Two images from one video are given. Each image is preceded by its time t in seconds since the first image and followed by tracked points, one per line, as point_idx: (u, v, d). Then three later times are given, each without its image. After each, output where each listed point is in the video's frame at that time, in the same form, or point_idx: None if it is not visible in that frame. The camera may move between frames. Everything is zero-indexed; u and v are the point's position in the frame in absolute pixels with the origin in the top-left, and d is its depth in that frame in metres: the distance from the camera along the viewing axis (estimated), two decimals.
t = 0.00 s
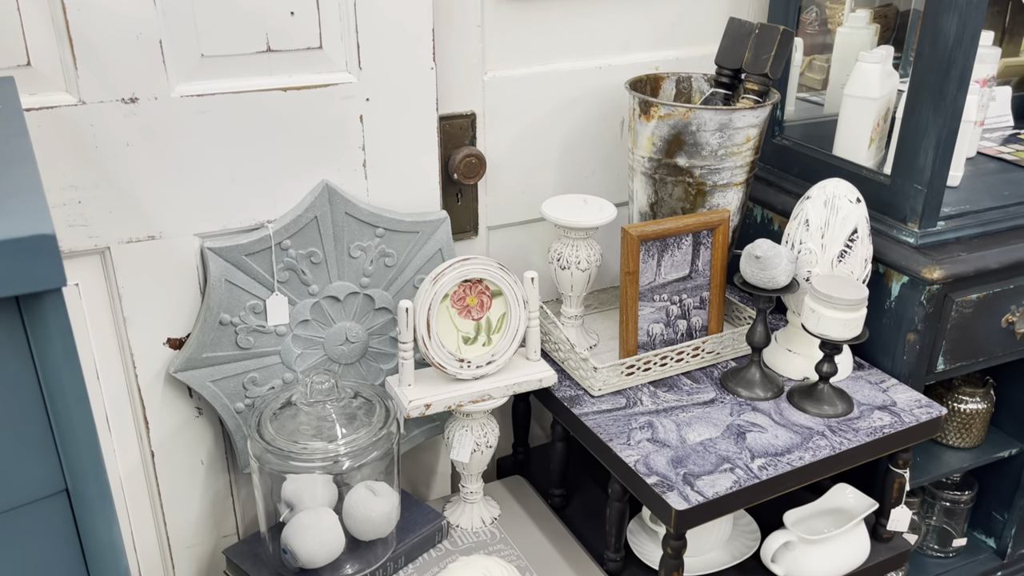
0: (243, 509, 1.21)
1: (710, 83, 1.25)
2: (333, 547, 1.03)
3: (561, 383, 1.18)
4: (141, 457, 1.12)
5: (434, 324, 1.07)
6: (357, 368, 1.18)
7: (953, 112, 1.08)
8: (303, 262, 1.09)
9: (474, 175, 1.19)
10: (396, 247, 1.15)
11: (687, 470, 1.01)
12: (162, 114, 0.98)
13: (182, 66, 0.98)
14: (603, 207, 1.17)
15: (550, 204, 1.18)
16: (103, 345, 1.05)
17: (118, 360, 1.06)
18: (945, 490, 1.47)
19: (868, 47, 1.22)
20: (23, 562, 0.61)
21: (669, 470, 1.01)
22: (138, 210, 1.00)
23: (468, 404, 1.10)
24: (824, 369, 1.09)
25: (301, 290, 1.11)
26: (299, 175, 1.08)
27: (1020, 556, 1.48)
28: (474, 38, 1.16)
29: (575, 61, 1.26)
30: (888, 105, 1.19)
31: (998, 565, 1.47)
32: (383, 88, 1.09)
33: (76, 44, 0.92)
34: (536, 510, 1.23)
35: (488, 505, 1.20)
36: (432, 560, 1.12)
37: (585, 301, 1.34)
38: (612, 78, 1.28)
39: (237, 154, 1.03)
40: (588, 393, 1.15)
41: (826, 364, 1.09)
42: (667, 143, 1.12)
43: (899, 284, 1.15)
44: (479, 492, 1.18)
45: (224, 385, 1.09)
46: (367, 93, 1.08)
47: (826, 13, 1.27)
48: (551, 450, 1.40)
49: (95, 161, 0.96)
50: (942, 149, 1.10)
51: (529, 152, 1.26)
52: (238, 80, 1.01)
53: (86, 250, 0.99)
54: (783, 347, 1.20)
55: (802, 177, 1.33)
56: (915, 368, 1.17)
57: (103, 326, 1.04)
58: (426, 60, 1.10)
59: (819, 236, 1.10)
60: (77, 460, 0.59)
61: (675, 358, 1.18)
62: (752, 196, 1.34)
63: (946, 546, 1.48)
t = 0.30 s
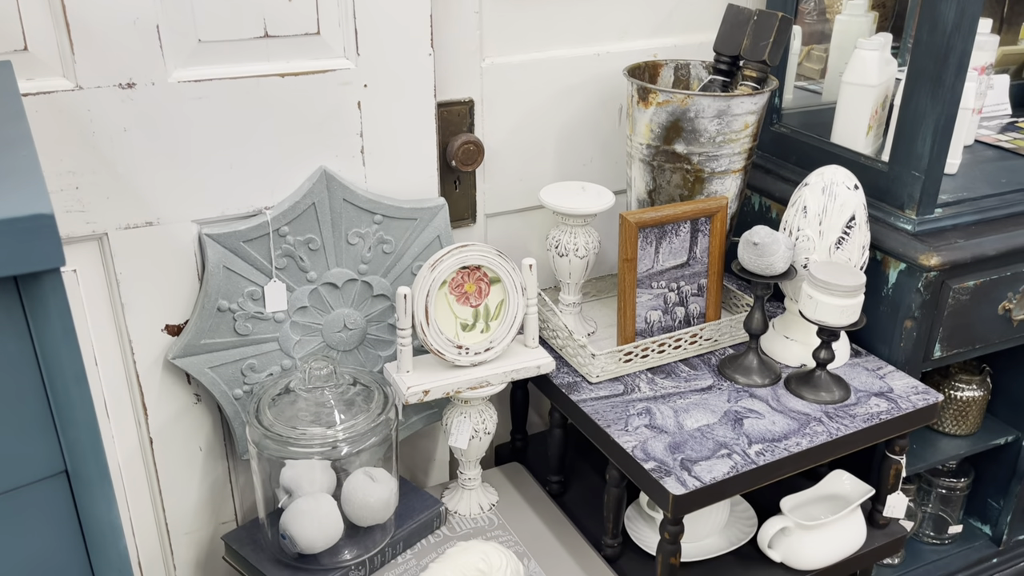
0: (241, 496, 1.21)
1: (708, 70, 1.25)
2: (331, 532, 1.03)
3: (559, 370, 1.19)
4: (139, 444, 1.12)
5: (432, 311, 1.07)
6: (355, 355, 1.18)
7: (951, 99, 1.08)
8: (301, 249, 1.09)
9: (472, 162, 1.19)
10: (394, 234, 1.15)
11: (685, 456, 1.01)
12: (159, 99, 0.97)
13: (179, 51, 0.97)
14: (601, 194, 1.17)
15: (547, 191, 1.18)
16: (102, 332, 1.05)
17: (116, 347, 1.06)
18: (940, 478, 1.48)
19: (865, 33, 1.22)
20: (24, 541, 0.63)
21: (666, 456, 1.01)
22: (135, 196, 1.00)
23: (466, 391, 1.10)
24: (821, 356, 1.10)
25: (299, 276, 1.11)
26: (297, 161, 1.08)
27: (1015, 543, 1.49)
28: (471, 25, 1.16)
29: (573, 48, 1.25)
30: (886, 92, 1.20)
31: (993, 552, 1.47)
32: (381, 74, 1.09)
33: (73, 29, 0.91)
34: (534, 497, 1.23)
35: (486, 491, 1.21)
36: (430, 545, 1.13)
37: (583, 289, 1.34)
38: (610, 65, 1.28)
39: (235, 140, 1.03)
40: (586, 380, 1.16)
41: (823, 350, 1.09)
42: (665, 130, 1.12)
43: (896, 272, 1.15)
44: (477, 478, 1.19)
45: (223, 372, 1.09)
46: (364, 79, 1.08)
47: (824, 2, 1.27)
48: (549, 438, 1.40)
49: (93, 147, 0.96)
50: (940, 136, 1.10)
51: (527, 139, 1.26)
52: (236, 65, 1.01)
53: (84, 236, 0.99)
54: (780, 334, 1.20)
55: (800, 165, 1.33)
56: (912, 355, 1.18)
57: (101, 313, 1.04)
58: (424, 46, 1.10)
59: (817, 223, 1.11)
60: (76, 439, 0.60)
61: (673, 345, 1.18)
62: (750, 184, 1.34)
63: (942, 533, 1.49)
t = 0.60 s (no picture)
0: (241, 484, 1.21)
1: (707, 59, 1.25)
2: (331, 520, 1.04)
3: (558, 358, 1.19)
4: (139, 432, 1.12)
5: (431, 299, 1.07)
6: (355, 343, 1.18)
7: (950, 87, 1.08)
8: (300, 237, 1.09)
9: (470, 151, 1.19)
10: (393, 222, 1.15)
11: (684, 443, 1.02)
12: (157, 87, 0.97)
13: (178, 39, 0.97)
14: (599, 182, 1.17)
15: (546, 180, 1.18)
16: (101, 320, 1.05)
17: (116, 335, 1.06)
18: (938, 466, 1.48)
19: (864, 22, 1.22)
20: (25, 524, 0.63)
21: (665, 443, 1.02)
22: (134, 184, 1.00)
23: (466, 379, 1.11)
24: (820, 343, 1.10)
25: (298, 265, 1.11)
26: (295, 150, 1.08)
27: (1012, 531, 1.49)
28: (470, 13, 1.16)
29: (572, 37, 1.25)
30: (886, 80, 1.19)
31: (990, 540, 1.48)
32: (380, 62, 1.08)
33: (71, 16, 0.91)
34: (533, 485, 1.24)
35: (485, 480, 1.21)
36: (430, 533, 1.13)
37: (582, 278, 1.34)
38: (609, 53, 1.28)
39: (234, 128, 1.03)
40: (585, 368, 1.16)
41: (822, 338, 1.09)
42: (664, 118, 1.12)
43: (895, 260, 1.15)
44: (476, 467, 1.19)
45: (222, 360, 1.09)
46: (363, 67, 1.08)
47: None
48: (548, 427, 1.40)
49: (91, 135, 0.96)
50: (939, 125, 1.10)
51: (526, 128, 1.26)
52: (234, 53, 1.01)
53: (83, 224, 0.99)
54: (779, 322, 1.20)
55: (799, 154, 1.33)
56: (910, 343, 1.18)
57: (100, 301, 1.04)
58: (423, 34, 1.10)
59: (816, 211, 1.11)
60: (77, 424, 0.61)
61: (671, 333, 1.18)
62: (749, 173, 1.34)
63: (939, 522, 1.49)
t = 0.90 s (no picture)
0: (241, 476, 1.21)
1: (707, 49, 1.24)
2: (330, 511, 1.03)
3: (558, 349, 1.19)
4: (138, 424, 1.12)
5: (430, 290, 1.07)
6: (354, 335, 1.18)
7: (951, 77, 1.08)
8: (299, 228, 1.09)
9: (470, 142, 1.19)
10: (392, 213, 1.15)
11: (684, 434, 1.02)
12: (155, 77, 0.97)
13: (176, 29, 0.96)
14: (600, 173, 1.17)
15: (546, 170, 1.18)
16: (100, 311, 1.04)
17: (114, 326, 1.06)
18: (938, 458, 1.48)
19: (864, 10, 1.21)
20: (24, 515, 0.63)
21: (666, 434, 1.02)
22: (132, 175, 1.00)
23: (465, 370, 1.10)
24: (820, 334, 1.10)
25: (297, 256, 1.10)
26: (294, 140, 1.08)
27: (1011, 522, 1.50)
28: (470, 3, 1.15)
29: (572, 27, 1.25)
30: (886, 70, 1.19)
31: (989, 531, 1.48)
32: (378, 52, 1.08)
33: (68, 5, 0.90)
34: (533, 476, 1.23)
35: (485, 471, 1.21)
36: (430, 524, 1.13)
37: (582, 269, 1.34)
38: (609, 43, 1.27)
39: (232, 118, 1.03)
40: (585, 360, 1.16)
41: (822, 329, 1.09)
42: (665, 109, 1.12)
43: (895, 251, 1.15)
44: (476, 458, 1.19)
45: (222, 352, 1.09)
46: (362, 57, 1.07)
47: None
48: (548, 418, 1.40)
49: (89, 125, 0.96)
50: (940, 115, 1.10)
51: (526, 119, 1.26)
52: (232, 43, 1.00)
53: (81, 215, 0.99)
54: (779, 313, 1.20)
55: (799, 145, 1.32)
56: (910, 334, 1.18)
57: (99, 292, 1.03)
58: (422, 24, 1.09)
59: (817, 201, 1.10)
60: (77, 413, 0.61)
61: (671, 324, 1.18)
62: (749, 164, 1.34)
63: (939, 513, 1.49)
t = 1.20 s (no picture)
0: (241, 465, 1.21)
1: (709, 35, 1.24)
2: (330, 499, 1.03)
3: (558, 337, 1.18)
4: (137, 413, 1.11)
5: (431, 277, 1.06)
6: (354, 323, 1.17)
7: (954, 62, 1.07)
8: (299, 215, 1.08)
9: (470, 129, 1.18)
10: (392, 200, 1.14)
11: (686, 421, 1.01)
12: (153, 63, 0.96)
13: (173, 14, 0.96)
14: (601, 160, 1.16)
15: (547, 157, 1.17)
16: (98, 299, 1.04)
17: (113, 314, 1.05)
18: (939, 446, 1.48)
19: None
20: (22, 499, 0.63)
21: (667, 421, 1.01)
22: (130, 161, 0.99)
23: (466, 357, 1.10)
24: (822, 321, 1.09)
25: (296, 244, 1.10)
26: (293, 127, 1.07)
27: (1013, 511, 1.49)
28: None
29: (572, 13, 1.24)
30: (888, 56, 1.17)
31: (990, 520, 1.48)
32: (377, 38, 1.07)
33: None
34: (534, 465, 1.23)
35: (486, 460, 1.21)
36: (430, 513, 1.12)
37: (583, 257, 1.33)
38: (609, 30, 1.26)
39: (231, 104, 1.02)
40: (586, 348, 1.15)
41: (824, 316, 1.09)
42: (666, 95, 1.11)
43: (898, 238, 1.15)
44: (476, 447, 1.19)
45: (221, 340, 1.08)
46: (361, 42, 1.06)
47: None
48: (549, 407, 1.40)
49: (86, 111, 0.95)
50: (943, 100, 1.09)
51: (526, 106, 1.25)
52: (230, 28, 0.99)
53: (79, 202, 0.98)
54: (781, 301, 1.20)
55: (801, 132, 1.32)
56: (912, 321, 1.17)
57: (97, 280, 1.03)
58: (421, 9, 1.08)
59: (819, 187, 1.10)
60: (74, 397, 0.61)
61: (673, 312, 1.18)
62: (750, 151, 1.33)
63: (940, 502, 1.49)
